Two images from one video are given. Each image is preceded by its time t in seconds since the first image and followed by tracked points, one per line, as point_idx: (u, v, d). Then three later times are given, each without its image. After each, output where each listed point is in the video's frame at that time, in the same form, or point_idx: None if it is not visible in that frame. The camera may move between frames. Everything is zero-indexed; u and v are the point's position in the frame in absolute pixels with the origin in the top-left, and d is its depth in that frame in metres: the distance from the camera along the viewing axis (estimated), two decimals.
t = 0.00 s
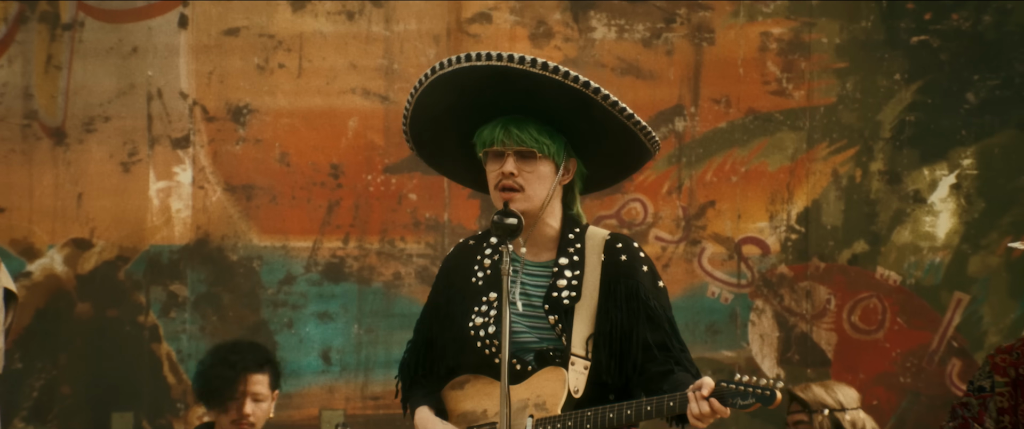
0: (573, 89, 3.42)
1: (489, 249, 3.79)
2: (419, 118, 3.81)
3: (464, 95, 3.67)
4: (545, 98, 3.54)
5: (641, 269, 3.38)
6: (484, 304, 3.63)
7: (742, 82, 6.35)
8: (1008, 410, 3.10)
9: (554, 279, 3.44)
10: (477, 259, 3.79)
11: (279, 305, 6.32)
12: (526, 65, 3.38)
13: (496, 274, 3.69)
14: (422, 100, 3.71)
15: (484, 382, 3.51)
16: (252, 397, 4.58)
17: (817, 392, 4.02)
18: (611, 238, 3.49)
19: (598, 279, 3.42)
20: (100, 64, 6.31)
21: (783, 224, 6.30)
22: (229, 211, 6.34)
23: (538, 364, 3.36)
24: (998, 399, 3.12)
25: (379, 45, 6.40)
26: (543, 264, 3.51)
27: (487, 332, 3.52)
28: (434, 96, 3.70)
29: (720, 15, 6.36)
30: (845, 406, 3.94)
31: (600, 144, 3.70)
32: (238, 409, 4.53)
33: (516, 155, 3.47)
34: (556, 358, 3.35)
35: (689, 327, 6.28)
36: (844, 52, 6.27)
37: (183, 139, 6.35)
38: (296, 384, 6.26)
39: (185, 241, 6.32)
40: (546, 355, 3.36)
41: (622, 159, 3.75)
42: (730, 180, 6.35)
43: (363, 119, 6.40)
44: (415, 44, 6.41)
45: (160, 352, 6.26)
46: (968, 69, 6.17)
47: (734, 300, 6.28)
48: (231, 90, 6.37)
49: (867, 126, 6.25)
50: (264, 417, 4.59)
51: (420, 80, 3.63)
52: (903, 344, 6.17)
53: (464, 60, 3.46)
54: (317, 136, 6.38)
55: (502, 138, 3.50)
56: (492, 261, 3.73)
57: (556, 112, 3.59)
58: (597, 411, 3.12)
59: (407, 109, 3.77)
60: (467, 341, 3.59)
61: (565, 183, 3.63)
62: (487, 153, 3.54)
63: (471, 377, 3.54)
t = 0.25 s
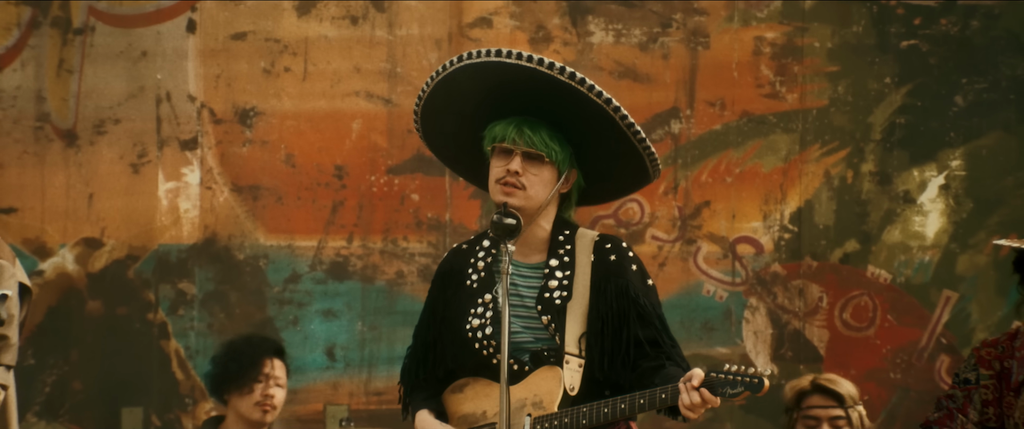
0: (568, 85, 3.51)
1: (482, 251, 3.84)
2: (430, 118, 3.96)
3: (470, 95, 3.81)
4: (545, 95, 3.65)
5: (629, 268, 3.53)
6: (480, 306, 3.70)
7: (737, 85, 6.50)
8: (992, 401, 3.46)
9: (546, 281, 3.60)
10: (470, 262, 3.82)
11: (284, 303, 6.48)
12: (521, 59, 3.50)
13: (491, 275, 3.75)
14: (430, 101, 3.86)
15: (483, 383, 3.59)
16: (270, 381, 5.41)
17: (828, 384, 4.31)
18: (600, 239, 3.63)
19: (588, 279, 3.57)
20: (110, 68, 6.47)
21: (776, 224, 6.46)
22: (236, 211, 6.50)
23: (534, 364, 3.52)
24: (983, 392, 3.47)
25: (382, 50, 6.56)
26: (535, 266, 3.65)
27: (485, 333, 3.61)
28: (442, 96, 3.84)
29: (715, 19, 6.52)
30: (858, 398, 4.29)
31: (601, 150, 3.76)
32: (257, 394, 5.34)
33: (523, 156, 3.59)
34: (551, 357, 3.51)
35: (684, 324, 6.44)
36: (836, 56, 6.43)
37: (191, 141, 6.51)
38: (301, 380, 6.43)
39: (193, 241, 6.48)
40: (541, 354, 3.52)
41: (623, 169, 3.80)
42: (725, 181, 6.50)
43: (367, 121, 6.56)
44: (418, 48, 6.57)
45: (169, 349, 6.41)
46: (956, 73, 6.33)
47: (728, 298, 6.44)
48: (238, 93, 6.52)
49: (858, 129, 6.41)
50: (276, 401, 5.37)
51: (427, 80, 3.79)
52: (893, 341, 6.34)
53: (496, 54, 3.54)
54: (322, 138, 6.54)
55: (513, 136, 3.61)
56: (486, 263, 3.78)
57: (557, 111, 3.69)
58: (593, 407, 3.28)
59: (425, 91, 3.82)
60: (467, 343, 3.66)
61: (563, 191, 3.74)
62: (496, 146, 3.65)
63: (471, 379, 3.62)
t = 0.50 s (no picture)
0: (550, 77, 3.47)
1: (489, 249, 3.83)
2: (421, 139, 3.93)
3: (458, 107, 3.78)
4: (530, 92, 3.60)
5: (635, 266, 3.46)
6: (484, 301, 3.70)
7: (731, 88, 6.65)
8: (981, 399, 3.70)
9: (552, 276, 3.51)
10: (477, 258, 3.83)
11: (290, 301, 6.64)
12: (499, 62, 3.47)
13: (496, 272, 3.75)
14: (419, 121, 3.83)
15: (486, 375, 3.60)
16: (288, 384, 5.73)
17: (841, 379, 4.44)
18: (606, 237, 3.55)
19: (594, 276, 3.49)
20: (120, 72, 6.63)
21: (770, 223, 6.61)
22: (242, 211, 6.66)
23: (538, 357, 3.45)
24: (975, 389, 3.71)
25: (385, 53, 6.71)
26: (541, 263, 3.57)
27: (488, 327, 3.61)
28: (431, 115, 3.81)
29: (711, 24, 6.66)
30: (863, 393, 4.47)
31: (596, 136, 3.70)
32: (276, 396, 5.65)
33: (522, 155, 3.52)
34: (555, 351, 3.44)
35: (680, 321, 6.59)
36: (828, 60, 6.58)
37: (199, 142, 6.67)
38: (306, 376, 6.59)
39: (201, 240, 6.64)
40: (545, 348, 3.45)
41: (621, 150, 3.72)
42: (720, 182, 6.65)
43: (370, 123, 6.71)
44: (420, 52, 6.72)
45: (177, 345, 6.57)
46: (946, 76, 6.48)
47: (723, 296, 6.59)
48: (244, 96, 6.68)
49: (850, 131, 6.56)
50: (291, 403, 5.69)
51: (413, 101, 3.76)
52: (884, 337, 6.49)
53: (491, 60, 3.48)
54: (327, 140, 6.69)
55: (510, 138, 3.57)
56: (491, 260, 3.78)
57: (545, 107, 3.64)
58: (595, 399, 3.24)
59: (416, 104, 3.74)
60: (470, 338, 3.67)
61: (563, 187, 3.68)
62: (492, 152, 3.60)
63: (474, 372, 3.64)
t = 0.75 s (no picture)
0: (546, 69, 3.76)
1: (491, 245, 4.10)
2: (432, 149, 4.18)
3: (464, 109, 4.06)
4: (531, 86, 3.90)
5: (632, 266, 3.71)
6: (488, 296, 3.96)
7: (725, 91, 6.85)
8: (965, 393, 4.12)
9: (553, 274, 3.76)
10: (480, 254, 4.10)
11: (296, 298, 6.84)
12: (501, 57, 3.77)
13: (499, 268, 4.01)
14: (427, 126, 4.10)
15: (488, 369, 3.87)
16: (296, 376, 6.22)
17: (822, 377, 4.72)
18: (606, 237, 3.81)
19: (593, 274, 3.75)
20: (131, 76, 6.83)
21: (762, 223, 6.80)
22: (250, 211, 6.86)
23: (537, 352, 3.70)
24: (957, 384, 4.14)
25: (389, 58, 6.91)
26: (543, 259, 3.82)
27: (491, 321, 3.88)
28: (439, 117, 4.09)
29: (705, 29, 6.86)
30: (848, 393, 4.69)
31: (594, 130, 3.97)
32: (286, 390, 6.09)
33: (520, 150, 3.79)
34: (554, 347, 3.69)
35: (675, 318, 6.78)
36: (818, 64, 6.78)
37: (208, 144, 6.87)
38: (312, 371, 6.79)
39: (210, 239, 6.84)
40: (545, 344, 3.70)
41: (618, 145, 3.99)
42: (714, 183, 6.85)
43: (374, 126, 6.91)
44: (422, 57, 6.92)
45: (186, 341, 6.77)
46: (932, 80, 6.68)
47: (717, 293, 6.78)
48: (252, 99, 6.88)
49: (840, 133, 6.76)
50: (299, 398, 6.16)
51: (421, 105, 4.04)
52: (873, 334, 6.69)
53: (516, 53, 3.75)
54: (332, 142, 6.89)
55: (508, 135, 3.85)
56: (494, 256, 4.04)
57: (545, 102, 3.93)
58: (594, 396, 3.45)
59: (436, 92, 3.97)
60: (473, 332, 3.94)
61: (564, 180, 3.93)
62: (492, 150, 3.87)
63: (475, 366, 3.90)
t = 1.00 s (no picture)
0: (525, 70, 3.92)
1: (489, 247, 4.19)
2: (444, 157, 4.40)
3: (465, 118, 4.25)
4: (519, 90, 4.06)
5: (626, 266, 3.82)
6: (486, 297, 4.04)
7: (719, 94, 7.04)
8: (949, 390, 4.45)
9: (549, 275, 3.85)
10: (477, 256, 4.19)
11: (302, 296, 7.03)
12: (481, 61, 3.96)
13: (496, 269, 4.10)
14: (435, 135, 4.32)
15: (488, 369, 3.94)
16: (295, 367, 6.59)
17: (801, 373, 4.86)
18: (599, 238, 3.91)
19: (589, 275, 3.84)
20: (142, 80, 7.03)
21: (755, 223, 7.00)
22: (257, 211, 7.05)
23: (536, 352, 3.79)
24: (941, 382, 4.46)
25: (392, 62, 7.10)
26: (538, 260, 3.92)
27: (491, 322, 3.96)
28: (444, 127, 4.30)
29: (699, 34, 7.05)
30: (828, 390, 4.82)
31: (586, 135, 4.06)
32: (288, 377, 6.48)
33: (513, 152, 3.90)
34: (553, 347, 3.78)
35: (671, 315, 6.98)
36: (810, 69, 6.97)
37: (216, 146, 7.06)
38: (318, 367, 6.98)
39: (218, 238, 7.03)
40: (544, 344, 3.79)
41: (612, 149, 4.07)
42: (708, 183, 7.04)
43: (378, 128, 7.10)
44: (425, 61, 7.11)
45: (195, 338, 6.96)
46: (920, 85, 6.87)
47: (711, 291, 6.98)
48: (259, 103, 7.07)
49: (831, 135, 6.95)
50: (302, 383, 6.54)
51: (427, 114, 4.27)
52: (863, 331, 6.89)
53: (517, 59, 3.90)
54: (337, 144, 7.09)
55: (503, 138, 3.96)
56: (492, 258, 4.14)
57: (535, 106, 4.07)
58: (594, 395, 3.52)
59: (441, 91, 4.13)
60: (473, 332, 4.02)
61: (558, 185, 4.04)
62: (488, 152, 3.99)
63: (475, 365, 3.98)
